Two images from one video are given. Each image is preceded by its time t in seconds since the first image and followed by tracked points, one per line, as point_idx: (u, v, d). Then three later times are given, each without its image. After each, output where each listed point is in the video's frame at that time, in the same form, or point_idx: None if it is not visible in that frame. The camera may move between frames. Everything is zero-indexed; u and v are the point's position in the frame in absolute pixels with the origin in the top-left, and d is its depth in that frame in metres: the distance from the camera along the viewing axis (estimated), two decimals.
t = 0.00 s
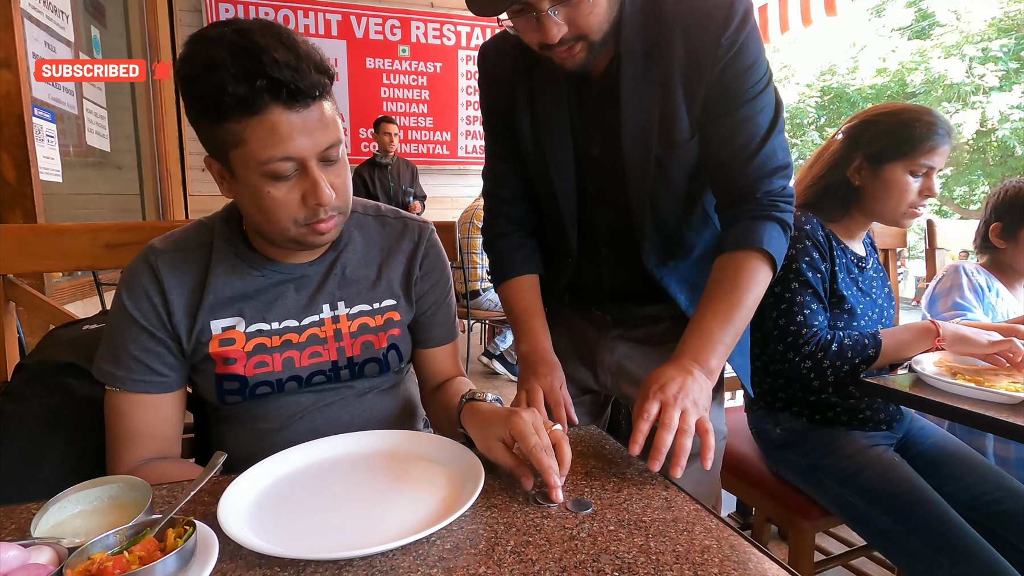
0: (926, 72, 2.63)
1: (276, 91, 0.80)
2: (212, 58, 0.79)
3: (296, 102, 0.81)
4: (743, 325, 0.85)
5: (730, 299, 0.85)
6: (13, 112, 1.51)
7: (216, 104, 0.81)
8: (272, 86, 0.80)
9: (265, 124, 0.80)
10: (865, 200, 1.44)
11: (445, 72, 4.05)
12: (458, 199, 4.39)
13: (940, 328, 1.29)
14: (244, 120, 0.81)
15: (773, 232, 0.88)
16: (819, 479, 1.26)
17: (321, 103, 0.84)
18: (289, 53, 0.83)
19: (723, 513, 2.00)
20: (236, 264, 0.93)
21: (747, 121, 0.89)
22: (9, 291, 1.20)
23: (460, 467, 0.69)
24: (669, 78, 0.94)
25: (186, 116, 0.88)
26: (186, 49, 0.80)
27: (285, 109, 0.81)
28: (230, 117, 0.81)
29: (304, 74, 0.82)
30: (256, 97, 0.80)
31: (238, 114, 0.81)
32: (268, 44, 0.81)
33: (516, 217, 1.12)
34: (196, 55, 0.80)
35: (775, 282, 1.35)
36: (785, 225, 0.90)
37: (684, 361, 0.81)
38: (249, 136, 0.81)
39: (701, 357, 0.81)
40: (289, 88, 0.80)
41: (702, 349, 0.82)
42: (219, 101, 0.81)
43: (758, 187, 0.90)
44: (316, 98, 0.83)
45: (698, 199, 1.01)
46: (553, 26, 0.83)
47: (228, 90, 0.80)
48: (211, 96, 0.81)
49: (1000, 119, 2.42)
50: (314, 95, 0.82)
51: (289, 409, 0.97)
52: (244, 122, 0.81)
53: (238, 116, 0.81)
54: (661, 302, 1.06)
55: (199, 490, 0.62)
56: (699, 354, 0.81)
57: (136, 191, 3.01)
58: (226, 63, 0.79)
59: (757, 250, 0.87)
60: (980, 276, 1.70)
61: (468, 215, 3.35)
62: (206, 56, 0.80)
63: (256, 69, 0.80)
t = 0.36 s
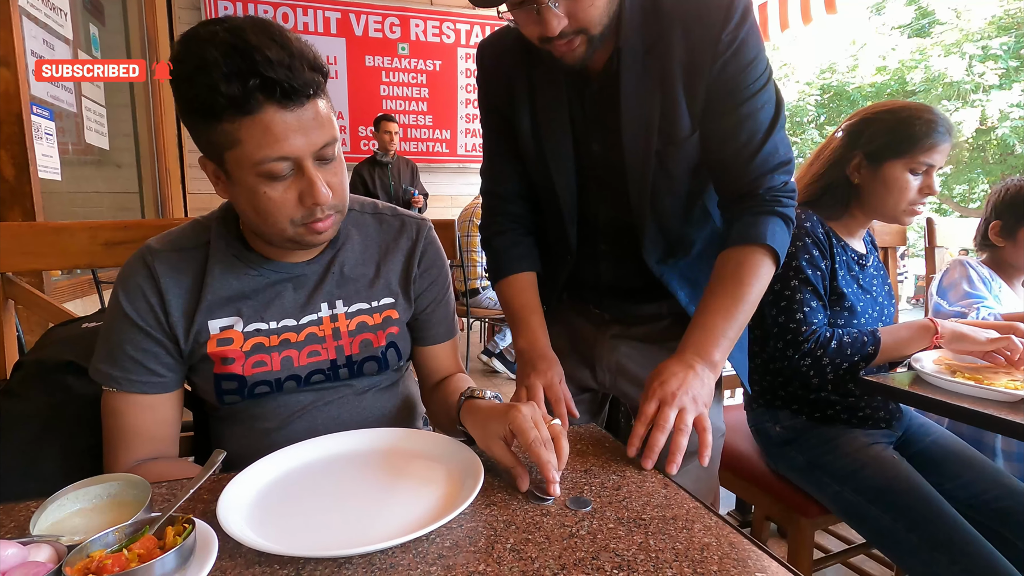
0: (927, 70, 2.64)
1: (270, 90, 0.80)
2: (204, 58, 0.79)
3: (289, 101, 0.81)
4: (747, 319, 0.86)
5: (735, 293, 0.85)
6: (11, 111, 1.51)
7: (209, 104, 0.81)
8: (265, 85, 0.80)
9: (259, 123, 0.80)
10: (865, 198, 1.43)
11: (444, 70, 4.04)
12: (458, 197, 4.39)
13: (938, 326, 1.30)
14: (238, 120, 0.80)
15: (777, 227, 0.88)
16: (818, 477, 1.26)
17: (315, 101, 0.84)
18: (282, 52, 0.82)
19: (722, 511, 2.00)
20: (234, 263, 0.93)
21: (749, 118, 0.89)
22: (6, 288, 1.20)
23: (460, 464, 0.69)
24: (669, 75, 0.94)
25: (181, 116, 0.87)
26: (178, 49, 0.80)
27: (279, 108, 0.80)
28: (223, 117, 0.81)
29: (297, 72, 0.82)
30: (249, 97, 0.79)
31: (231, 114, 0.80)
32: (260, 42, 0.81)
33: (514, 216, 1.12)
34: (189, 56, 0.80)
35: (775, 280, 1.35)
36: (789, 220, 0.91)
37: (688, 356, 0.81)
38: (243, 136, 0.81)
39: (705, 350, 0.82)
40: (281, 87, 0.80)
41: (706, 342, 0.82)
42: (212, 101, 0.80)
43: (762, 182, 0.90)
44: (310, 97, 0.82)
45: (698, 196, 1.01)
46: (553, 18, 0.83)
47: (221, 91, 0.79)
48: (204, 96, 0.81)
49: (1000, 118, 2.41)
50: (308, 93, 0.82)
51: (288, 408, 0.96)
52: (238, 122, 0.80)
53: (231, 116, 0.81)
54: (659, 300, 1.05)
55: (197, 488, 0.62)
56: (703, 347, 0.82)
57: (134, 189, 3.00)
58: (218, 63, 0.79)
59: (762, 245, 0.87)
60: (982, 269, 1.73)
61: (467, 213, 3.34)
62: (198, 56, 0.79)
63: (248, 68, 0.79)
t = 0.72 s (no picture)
0: (926, 68, 2.69)
1: (266, 88, 0.79)
2: (199, 56, 0.79)
3: (286, 99, 0.80)
4: (747, 304, 0.86)
5: (734, 277, 0.86)
6: (10, 107, 1.50)
7: (205, 103, 0.80)
8: (261, 83, 0.79)
9: (256, 121, 0.80)
10: (865, 195, 1.43)
11: (444, 67, 4.04)
12: (457, 195, 4.39)
13: (937, 323, 1.31)
14: (235, 118, 0.80)
15: (780, 219, 0.89)
16: (817, 475, 1.26)
17: (311, 99, 0.83)
18: (278, 50, 0.82)
19: (720, 508, 2.00)
20: (232, 262, 0.92)
21: (752, 117, 0.90)
22: (4, 286, 1.20)
23: (459, 461, 0.69)
24: (670, 72, 0.94)
25: (176, 115, 0.87)
26: (174, 48, 0.79)
27: (275, 106, 0.80)
28: (219, 116, 0.81)
29: (293, 70, 0.81)
30: (245, 96, 0.79)
31: (228, 113, 0.80)
32: (255, 40, 0.80)
33: (512, 213, 1.12)
34: (184, 54, 0.80)
35: (775, 277, 1.35)
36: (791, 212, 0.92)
37: (686, 330, 0.81)
38: (239, 135, 0.81)
39: (703, 327, 0.82)
40: (277, 85, 0.80)
41: (704, 319, 0.82)
42: (207, 100, 0.80)
43: (768, 176, 0.91)
44: (306, 95, 0.82)
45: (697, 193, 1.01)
46: (553, 9, 0.82)
47: (217, 90, 0.79)
48: (200, 95, 0.81)
49: (1000, 116, 2.41)
50: (304, 91, 0.82)
51: (288, 407, 0.96)
52: (234, 121, 0.80)
53: (227, 115, 0.80)
54: (658, 297, 1.05)
55: (196, 486, 0.62)
56: (701, 324, 0.82)
57: (133, 186, 3.00)
58: (213, 61, 0.79)
59: (761, 234, 0.88)
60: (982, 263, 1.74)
61: (467, 211, 3.34)
62: (193, 54, 0.79)
63: (243, 66, 0.79)
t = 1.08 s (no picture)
0: (927, 66, 2.70)
1: (264, 87, 0.79)
2: (197, 55, 0.78)
3: (284, 97, 0.80)
4: (745, 293, 0.87)
5: (732, 268, 0.86)
6: (8, 105, 1.50)
7: (203, 102, 0.80)
8: (260, 82, 0.79)
9: (254, 120, 0.80)
10: (865, 193, 1.43)
11: (443, 65, 4.03)
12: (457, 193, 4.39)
13: (937, 323, 1.30)
14: (233, 117, 0.80)
15: (779, 214, 0.89)
16: (817, 473, 1.26)
17: (310, 98, 0.83)
18: (276, 48, 0.82)
19: (719, 507, 2.01)
20: (230, 261, 0.92)
21: (752, 116, 0.90)
22: (3, 285, 1.20)
23: (459, 460, 0.69)
24: (670, 70, 0.94)
25: (174, 114, 0.87)
26: (172, 47, 0.79)
27: (273, 105, 0.80)
28: (218, 115, 0.80)
29: (292, 69, 0.81)
30: (243, 94, 0.79)
31: (226, 112, 0.80)
32: (254, 39, 0.80)
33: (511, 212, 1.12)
34: (182, 53, 0.79)
35: (775, 276, 1.35)
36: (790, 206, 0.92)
37: (686, 321, 0.82)
38: (238, 134, 0.80)
39: (702, 318, 0.82)
40: (276, 84, 0.80)
41: (703, 310, 0.83)
42: (205, 100, 0.80)
43: (769, 172, 0.91)
44: (305, 93, 0.82)
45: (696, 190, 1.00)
46: (554, 2, 0.81)
47: (215, 89, 0.79)
48: (198, 94, 0.80)
49: (999, 114, 2.41)
50: (303, 90, 0.82)
51: (287, 406, 0.96)
52: (233, 119, 0.80)
53: (225, 114, 0.80)
54: (657, 295, 1.05)
55: (196, 485, 0.62)
56: (701, 315, 0.82)
57: (132, 185, 2.99)
58: (211, 60, 0.78)
59: (756, 224, 0.89)
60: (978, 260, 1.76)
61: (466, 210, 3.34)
62: (191, 53, 0.79)
63: (242, 65, 0.79)
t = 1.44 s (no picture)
0: (926, 64, 2.72)
1: (264, 85, 0.79)
2: (196, 53, 0.78)
3: (283, 95, 0.80)
4: (743, 298, 0.90)
5: (731, 276, 0.89)
6: (6, 103, 1.49)
7: (202, 100, 0.80)
8: (258, 80, 0.79)
9: (253, 118, 0.79)
10: (865, 192, 1.43)
11: (443, 63, 4.02)
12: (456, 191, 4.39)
13: (938, 322, 1.29)
14: (232, 115, 0.80)
15: (771, 212, 0.92)
16: (816, 471, 1.26)
17: (308, 96, 0.83)
18: (275, 46, 0.81)
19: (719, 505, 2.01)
20: (230, 260, 0.92)
21: (746, 113, 0.91)
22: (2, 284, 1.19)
23: (459, 460, 0.69)
24: (666, 66, 0.94)
25: (173, 112, 0.86)
26: (170, 45, 0.79)
27: (272, 103, 0.79)
28: (217, 113, 0.80)
29: (291, 66, 0.81)
30: (242, 92, 0.78)
31: (225, 110, 0.79)
32: (252, 37, 0.80)
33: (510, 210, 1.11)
34: (179, 51, 0.79)
35: (775, 274, 1.35)
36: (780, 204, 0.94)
37: (692, 340, 0.86)
38: (237, 132, 0.80)
39: (705, 333, 0.87)
40: (275, 82, 0.79)
41: (706, 324, 0.87)
42: (204, 98, 0.80)
43: (760, 170, 0.92)
44: (304, 91, 0.82)
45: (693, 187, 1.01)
46: None
47: (214, 87, 0.79)
48: (197, 92, 0.80)
49: (999, 111, 2.43)
50: (302, 88, 0.81)
51: (287, 405, 0.96)
52: (232, 118, 0.80)
53: (224, 112, 0.80)
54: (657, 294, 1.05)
55: (196, 485, 0.62)
56: (704, 330, 0.87)
57: (131, 183, 2.99)
58: (210, 58, 0.78)
59: (750, 226, 0.91)
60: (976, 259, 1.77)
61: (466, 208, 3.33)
62: (190, 51, 0.78)
63: (240, 63, 0.78)
